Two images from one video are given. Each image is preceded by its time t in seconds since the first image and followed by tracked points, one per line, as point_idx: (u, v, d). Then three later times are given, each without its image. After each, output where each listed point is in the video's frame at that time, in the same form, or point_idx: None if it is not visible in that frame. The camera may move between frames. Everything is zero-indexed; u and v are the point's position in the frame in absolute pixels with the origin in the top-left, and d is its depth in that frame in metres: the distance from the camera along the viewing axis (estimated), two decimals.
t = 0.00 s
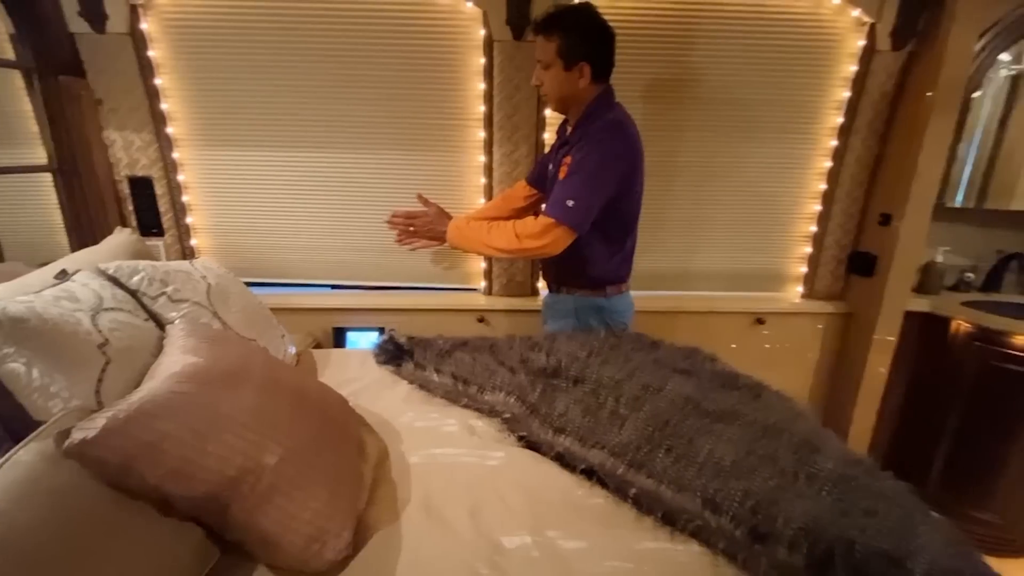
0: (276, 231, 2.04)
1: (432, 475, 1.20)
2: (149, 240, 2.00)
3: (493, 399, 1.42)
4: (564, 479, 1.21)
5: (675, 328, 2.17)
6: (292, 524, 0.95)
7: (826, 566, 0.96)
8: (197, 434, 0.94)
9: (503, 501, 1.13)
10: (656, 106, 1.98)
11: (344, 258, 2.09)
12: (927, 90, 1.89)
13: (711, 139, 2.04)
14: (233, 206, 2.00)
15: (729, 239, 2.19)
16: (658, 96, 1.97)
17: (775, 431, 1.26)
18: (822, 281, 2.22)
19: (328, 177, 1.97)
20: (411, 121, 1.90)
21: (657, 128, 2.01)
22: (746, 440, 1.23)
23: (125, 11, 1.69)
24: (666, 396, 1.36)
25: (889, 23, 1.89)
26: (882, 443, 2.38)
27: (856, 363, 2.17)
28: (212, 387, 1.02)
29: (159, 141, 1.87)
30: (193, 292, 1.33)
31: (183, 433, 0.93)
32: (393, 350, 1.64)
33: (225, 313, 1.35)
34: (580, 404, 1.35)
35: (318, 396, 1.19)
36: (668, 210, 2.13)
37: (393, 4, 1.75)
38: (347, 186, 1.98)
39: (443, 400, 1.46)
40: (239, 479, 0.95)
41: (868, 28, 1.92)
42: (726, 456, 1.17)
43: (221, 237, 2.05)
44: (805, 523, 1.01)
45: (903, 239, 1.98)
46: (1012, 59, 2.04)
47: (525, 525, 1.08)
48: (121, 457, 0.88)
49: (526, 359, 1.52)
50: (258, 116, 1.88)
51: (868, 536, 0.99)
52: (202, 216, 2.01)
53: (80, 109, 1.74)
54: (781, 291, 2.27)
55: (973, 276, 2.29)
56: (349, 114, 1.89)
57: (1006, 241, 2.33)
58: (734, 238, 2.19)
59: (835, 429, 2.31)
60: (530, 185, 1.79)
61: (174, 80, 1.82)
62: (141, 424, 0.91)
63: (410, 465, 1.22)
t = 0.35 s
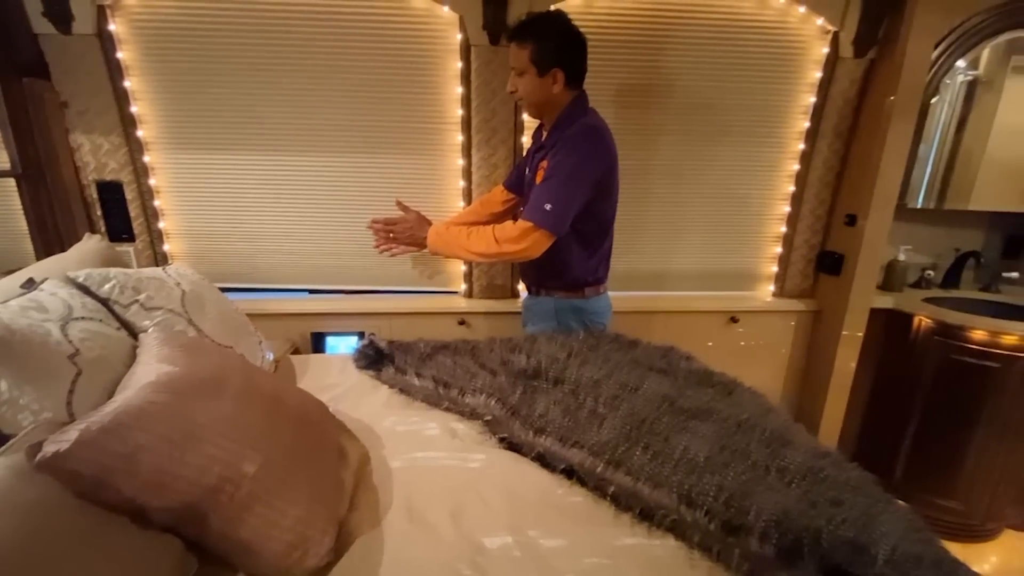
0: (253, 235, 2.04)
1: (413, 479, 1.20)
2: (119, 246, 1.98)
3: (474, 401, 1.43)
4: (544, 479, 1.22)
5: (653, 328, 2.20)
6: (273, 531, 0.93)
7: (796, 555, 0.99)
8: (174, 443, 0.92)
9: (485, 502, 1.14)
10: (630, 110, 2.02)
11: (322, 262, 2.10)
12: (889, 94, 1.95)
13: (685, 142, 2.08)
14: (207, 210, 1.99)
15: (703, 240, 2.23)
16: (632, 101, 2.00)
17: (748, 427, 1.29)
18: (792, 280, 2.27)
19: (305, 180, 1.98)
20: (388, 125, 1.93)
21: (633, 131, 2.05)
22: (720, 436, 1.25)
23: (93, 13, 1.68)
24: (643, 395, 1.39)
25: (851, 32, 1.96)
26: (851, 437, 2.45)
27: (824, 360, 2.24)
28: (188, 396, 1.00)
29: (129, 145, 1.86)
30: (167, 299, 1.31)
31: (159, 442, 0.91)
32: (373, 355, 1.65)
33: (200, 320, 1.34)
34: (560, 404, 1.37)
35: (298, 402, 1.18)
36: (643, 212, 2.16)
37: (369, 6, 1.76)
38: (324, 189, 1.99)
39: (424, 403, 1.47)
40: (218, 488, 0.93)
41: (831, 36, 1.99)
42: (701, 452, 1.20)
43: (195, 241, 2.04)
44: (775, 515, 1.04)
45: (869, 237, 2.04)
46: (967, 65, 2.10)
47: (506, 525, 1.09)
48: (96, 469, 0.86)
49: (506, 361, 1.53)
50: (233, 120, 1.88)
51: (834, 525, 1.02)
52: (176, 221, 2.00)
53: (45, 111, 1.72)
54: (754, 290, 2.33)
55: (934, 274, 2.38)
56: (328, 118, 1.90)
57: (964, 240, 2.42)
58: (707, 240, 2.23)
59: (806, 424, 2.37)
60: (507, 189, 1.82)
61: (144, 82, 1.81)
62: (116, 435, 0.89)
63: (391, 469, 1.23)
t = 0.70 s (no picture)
0: (236, 242, 2.01)
1: (404, 488, 1.18)
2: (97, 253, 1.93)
3: (465, 408, 1.41)
4: (537, 486, 1.21)
5: (641, 333, 2.21)
6: (263, 547, 0.89)
7: (789, 557, 0.99)
8: (159, 457, 0.88)
9: (477, 511, 1.13)
10: (615, 118, 2.03)
11: (307, 269, 2.07)
12: (865, 102, 1.99)
13: (669, 148, 2.10)
14: (189, 217, 1.96)
15: (688, 246, 2.25)
16: (618, 108, 2.02)
17: (738, 430, 1.30)
18: (775, 284, 2.31)
19: (290, 186, 1.96)
20: (374, 131, 1.93)
21: (617, 138, 2.06)
22: (711, 440, 1.26)
23: (70, 15, 1.66)
24: (634, 400, 1.38)
25: (828, 43, 2.00)
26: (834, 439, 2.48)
27: (808, 362, 2.27)
28: (173, 407, 0.97)
29: (108, 150, 1.83)
30: (148, 308, 1.27)
31: (143, 455, 0.87)
32: (362, 363, 1.63)
33: (183, 329, 1.30)
34: (552, 411, 1.36)
35: (286, 412, 1.15)
36: (629, 218, 2.17)
37: (358, 11, 1.77)
38: (310, 196, 1.98)
39: (414, 412, 1.46)
40: (205, 503, 0.88)
41: (810, 46, 2.03)
42: (692, 456, 1.20)
43: (176, 249, 2.00)
44: (767, 518, 1.04)
45: (849, 242, 2.08)
46: (939, 75, 2.14)
47: (500, 534, 1.07)
48: (77, 486, 0.81)
49: (496, 368, 1.52)
50: (216, 125, 1.86)
51: (824, 527, 1.03)
52: (156, 228, 1.95)
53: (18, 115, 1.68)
54: (738, 294, 2.35)
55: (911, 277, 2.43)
56: (313, 123, 1.89)
57: (938, 244, 2.47)
58: (692, 245, 2.25)
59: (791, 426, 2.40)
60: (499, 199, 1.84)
61: (123, 86, 1.78)
62: (97, 450, 0.85)
63: (382, 480, 1.21)
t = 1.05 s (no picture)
0: (223, 249, 1.98)
1: (397, 497, 1.17)
2: (81, 261, 1.90)
3: (457, 415, 1.40)
4: (531, 493, 1.20)
5: (632, 338, 2.22)
6: (253, 561, 0.87)
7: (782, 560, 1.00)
8: (146, 469, 0.86)
9: (471, 518, 1.12)
10: (604, 124, 2.04)
11: (297, 276, 2.05)
12: (849, 108, 2.02)
13: (658, 154, 2.11)
14: (175, 223, 1.93)
15: (678, 250, 2.26)
16: (607, 114, 2.02)
17: (730, 434, 1.30)
18: (764, 288, 2.33)
19: (279, 192, 1.94)
20: (364, 137, 1.92)
21: (606, 143, 2.06)
22: (703, 445, 1.26)
23: (54, 20, 1.64)
24: (626, 405, 1.39)
25: (813, 50, 2.02)
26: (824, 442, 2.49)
27: (797, 366, 2.29)
28: (159, 418, 0.95)
29: (92, 156, 1.80)
30: (134, 317, 1.25)
31: (129, 468, 0.85)
32: (353, 370, 1.62)
33: (170, 338, 1.28)
34: (545, 417, 1.35)
35: (276, 423, 1.14)
36: (619, 224, 2.18)
37: (349, 18, 1.78)
38: (299, 202, 1.96)
39: (407, 419, 1.44)
40: (193, 516, 0.86)
41: (795, 54, 2.05)
42: (684, 461, 1.20)
43: (162, 256, 1.97)
44: (759, 522, 1.05)
45: (836, 247, 2.10)
46: (920, 82, 2.18)
47: (494, 542, 1.06)
48: (60, 501, 0.79)
49: (489, 374, 1.52)
50: (204, 131, 1.84)
51: (816, 530, 1.03)
52: (141, 235, 1.93)
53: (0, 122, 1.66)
54: (727, 298, 2.37)
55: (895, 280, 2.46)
56: (302, 129, 1.89)
57: (921, 247, 2.51)
58: (682, 250, 2.27)
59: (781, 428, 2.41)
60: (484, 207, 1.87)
61: (108, 92, 1.76)
62: (82, 463, 0.83)
63: (374, 489, 1.19)
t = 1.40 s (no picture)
0: (217, 255, 1.98)
1: (393, 503, 1.17)
2: (72, 267, 1.89)
3: (452, 420, 1.40)
4: (526, 497, 1.21)
5: (626, 342, 2.23)
6: (249, 568, 0.87)
7: (775, 562, 1.00)
8: (142, 477, 0.86)
9: (467, 523, 1.12)
10: (598, 130, 2.05)
11: (291, 282, 2.05)
12: (838, 114, 2.04)
13: (650, 160, 2.13)
14: (168, 229, 1.92)
15: (671, 255, 2.28)
16: (600, 121, 2.04)
17: (723, 437, 1.32)
18: (755, 291, 2.34)
19: (273, 198, 1.94)
20: (359, 143, 1.93)
21: (599, 149, 2.08)
22: (697, 448, 1.27)
23: (47, 26, 1.64)
24: (620, 409, 1.40)
25: (802, 58, 2.05)
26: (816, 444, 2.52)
27: (788, 369, 2.31)
28: (155, 426, 0.95)
29: (85, 161, 1.80)
30: (128, 324, 1.25)
31: (125, 476, 0.85)
32: (348, 375, 1.62)
33: (163, 345, 1.28)
34: (540, 422, 1.36)
35: (271, 429, 1.14)
36: (613, 229, 2.19)
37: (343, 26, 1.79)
38: (293, 208, 1.96)
39: (402, 425, 1.45)
40: (189, 524, 0.86)
41: (784, 62, 2.08)
42: (678, 465, 1.21)
43: (154, 262, 1.96)
44: (753, 525, 1.05)
45: (826, 251, 2.12)
46: (906, 89, 2.22)
47: (489, 547, 1.07)
48: (56, 509, 0.78)
49: (484, 379, 1.53)
50: (197, 136, 1.84)
51: (808, 533, 1.04)
52: (133, 240, 1.92)
53: None
54: (719, 302, 2.39)
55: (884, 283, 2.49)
56: (296, 136, 1.89)
57: (909, 251, 2.54)
58: (675, 255, 2.28)
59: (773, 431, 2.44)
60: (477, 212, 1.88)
61: (101, 98, 1.76)
62: (77, 471, 0.82)
63: (370, 495, 1.19)
